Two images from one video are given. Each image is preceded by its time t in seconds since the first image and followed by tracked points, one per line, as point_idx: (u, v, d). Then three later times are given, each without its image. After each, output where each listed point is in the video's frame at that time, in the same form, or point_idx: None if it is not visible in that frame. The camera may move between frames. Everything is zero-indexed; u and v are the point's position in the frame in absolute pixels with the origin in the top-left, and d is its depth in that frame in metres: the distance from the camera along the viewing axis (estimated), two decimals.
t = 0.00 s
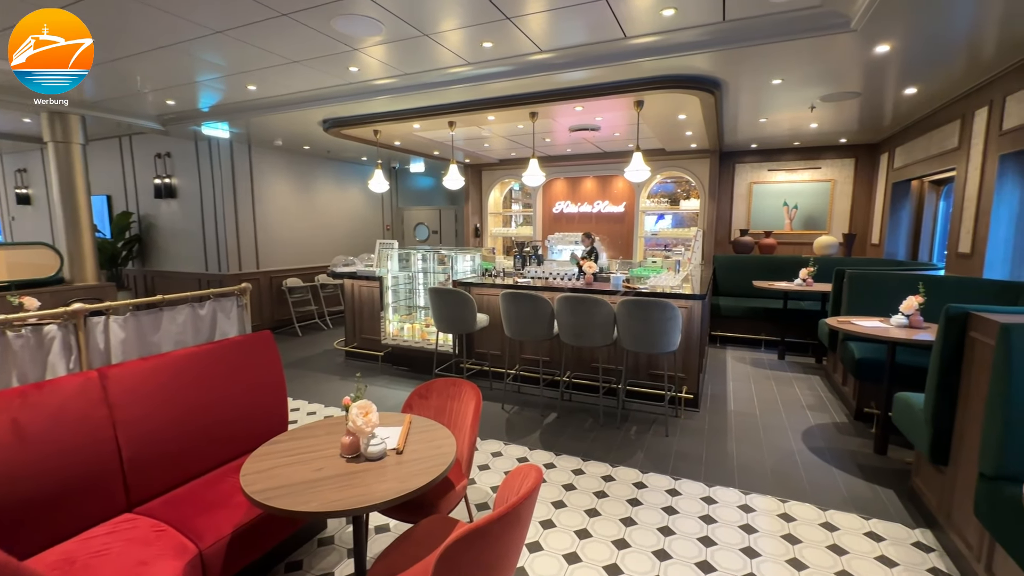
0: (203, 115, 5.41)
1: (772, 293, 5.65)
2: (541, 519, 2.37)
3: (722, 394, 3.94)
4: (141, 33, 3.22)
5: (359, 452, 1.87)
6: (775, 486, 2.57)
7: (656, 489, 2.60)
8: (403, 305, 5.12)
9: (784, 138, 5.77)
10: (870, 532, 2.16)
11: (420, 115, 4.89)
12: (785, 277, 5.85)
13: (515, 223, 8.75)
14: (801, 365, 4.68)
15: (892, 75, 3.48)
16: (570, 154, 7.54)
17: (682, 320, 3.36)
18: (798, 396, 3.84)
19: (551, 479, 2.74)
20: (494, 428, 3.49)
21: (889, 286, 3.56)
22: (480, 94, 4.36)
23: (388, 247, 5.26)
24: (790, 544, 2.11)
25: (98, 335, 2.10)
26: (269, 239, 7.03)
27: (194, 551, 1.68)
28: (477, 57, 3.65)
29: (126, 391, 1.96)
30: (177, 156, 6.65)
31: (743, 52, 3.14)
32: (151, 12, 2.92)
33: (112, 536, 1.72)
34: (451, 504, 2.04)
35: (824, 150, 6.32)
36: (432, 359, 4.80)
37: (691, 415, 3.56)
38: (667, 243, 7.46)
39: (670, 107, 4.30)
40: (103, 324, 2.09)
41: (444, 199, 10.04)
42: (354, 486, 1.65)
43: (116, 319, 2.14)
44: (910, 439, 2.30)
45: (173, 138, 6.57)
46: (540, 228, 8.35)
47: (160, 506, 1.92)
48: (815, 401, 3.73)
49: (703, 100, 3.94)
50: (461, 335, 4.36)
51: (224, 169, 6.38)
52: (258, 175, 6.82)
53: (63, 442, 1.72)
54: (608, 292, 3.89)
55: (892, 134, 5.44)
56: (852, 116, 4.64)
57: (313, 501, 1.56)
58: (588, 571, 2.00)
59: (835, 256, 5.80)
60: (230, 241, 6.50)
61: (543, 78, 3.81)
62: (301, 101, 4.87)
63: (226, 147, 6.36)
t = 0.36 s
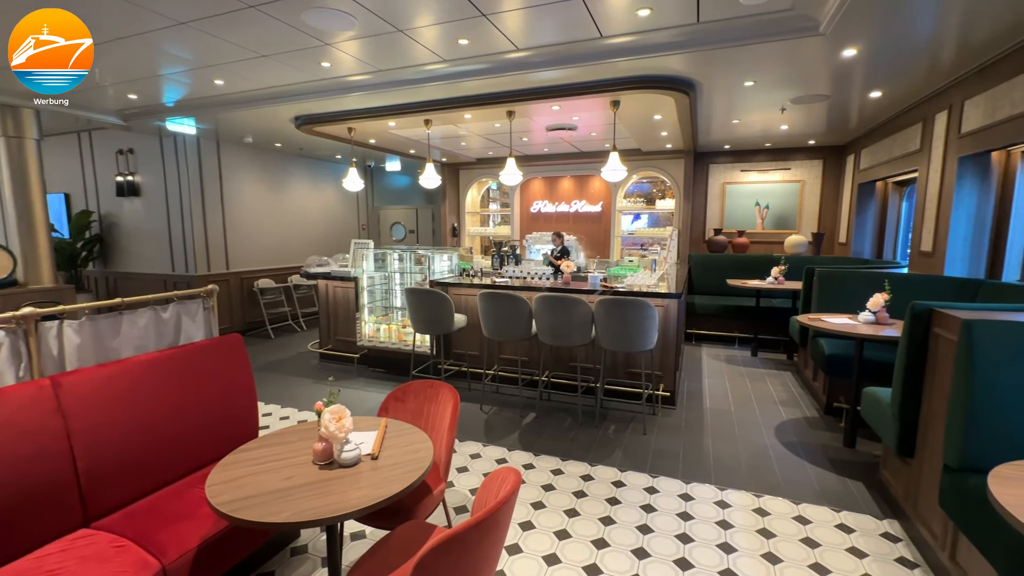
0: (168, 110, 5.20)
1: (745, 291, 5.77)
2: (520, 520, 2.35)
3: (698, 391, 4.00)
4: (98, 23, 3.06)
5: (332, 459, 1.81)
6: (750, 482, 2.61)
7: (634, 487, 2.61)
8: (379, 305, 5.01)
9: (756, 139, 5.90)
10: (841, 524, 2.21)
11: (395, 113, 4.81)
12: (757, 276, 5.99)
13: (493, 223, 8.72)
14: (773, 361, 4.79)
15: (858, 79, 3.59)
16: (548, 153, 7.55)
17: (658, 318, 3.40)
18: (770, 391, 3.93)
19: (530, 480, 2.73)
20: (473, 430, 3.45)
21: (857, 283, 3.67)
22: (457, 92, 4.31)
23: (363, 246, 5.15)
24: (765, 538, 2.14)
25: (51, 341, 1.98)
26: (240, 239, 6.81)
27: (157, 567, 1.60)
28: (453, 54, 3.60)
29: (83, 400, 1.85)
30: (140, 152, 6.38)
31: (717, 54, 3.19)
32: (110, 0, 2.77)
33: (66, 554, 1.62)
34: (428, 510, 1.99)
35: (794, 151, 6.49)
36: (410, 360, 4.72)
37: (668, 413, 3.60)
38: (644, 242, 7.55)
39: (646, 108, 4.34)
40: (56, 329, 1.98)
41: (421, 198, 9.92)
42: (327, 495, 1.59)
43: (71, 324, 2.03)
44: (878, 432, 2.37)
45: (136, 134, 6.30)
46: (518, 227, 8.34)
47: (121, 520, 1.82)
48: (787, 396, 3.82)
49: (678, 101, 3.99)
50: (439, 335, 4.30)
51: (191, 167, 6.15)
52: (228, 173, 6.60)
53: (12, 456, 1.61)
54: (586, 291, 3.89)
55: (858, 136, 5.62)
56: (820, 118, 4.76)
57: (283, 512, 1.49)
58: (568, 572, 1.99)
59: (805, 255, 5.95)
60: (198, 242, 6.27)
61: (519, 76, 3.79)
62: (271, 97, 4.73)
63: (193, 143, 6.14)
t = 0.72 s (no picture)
0: (123, 104, 4.94)
1: (715, 289, 5.90)
2: (496, 523, 2.32)
3: (671, 388, 4.06)
4: (43, 9, 2.87)
5: (300, 467, 1.74)
6: (721, 477, 2.66)
7: (609, 485, 2.61)
8: (350, 307, 4.92)
9: (724, 140, 6.03)
10: (808, 515, 2.27)
11: (366, 110, 4.70)
12: (726, 274, 6.14)
13: (467, 222, 8.65)
14: (742, 357, 4.91)
15: (820, 83, 3.71)
16: (521, 152, 7.55)
17: (631, 317, 3.43)
18: (740, 387, 4.03)
19: (505, 481, 2.70)
20: (447, 432, 3.41)
21: (820, 281, 3.79)
22: (429, 90, 4.24)
23: (333, 246, 5.02)
24: (736, 532, 2.18)
25: None
26: (203, 239, 6.55)
27: None
28: (424, 51, 3.54)
29: (28, 412, 1.72)
30: (94, 147, 6.05)
31: (686, 56, 3.24)
32: None
33: None
34: (401, 516, 1.94)
35: (760, 153, 6.68)
36: (382, 362, 4.63)
37: (642, 410, 3.64)
38: (616, 242, 7.65)
39: (618, 108, 4.37)
40: None
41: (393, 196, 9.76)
42: (293, 505, 1.52)
43: (13, 330, 1.88)
44: (842, 425, 2.44)
45: (89, 128, 5.97)
46: (492, 227, 8.31)
47: (70, 539, 1.71)
48: (755, 391, 3.92)
49: (649, 102, 4.03)
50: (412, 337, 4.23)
51: (150, 164, 5.87)
52: (190, 170, 6.33)
53: None
54: (560, 291, 3.90)
55: (820, 139, 5.82)
56: (784, 121, 4.91)
57: (246, 525, 1.42)
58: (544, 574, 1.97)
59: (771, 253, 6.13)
60: (157, 242, 5.99)
61: (492, 74, 3.76)
62: (235, 91, 4.55)
63: (151, 139, 5.86)
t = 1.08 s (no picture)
0: (71, 96, 4.66)
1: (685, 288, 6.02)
2: (470, 526, 2.29)
3: (643, 385, 4.12)
4: None
5: (264, 477, 1.67)
6: (693, 472, 2.70)
7: (583, 484, 2.62)
8: (320, 308, 4.80)
9: (693, 142, 6.16)
10: (776, 508, 2.34)
11: (334, 106, 4.58)
12: (695, 273, 6.27)
13: (439, 221, 8.56)
14: (711, 354, 5.03)
15: (783, 86, 3.83)
16: (494, 151, 7.52)
17: (604, 316, 3.45)
18: (710, 383, 4.11)
19: (480, 483, 2.67)
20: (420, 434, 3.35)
21: (784, 279, 3.91)
22: (399, 86, 4.16)
23: (301, 246, 4.88)
24: (707, 527, 2.22)
25: None
26: (162, 239, 6.26)
27: None
28: (394, 47, 3.48)
29: None
30: (40, 142, 5.70)
31: (655, 57, 3.28)
32: None
33: None
34: (373, 523, 1.89)
35: (727, 154, 6.85)
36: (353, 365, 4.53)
37: (615, 408, 3.67)
38: (589, 241, 7.72)
39: (590, 108, 4.40)
40: None
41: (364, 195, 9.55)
42: (257, 517, 1.45)
43: None
44: (807, 419, 2.51)
45: (36, 122, 5.62)
46: (465, 226, 8.25)
47: (11, 560, 1.58)
48: (724, 387, 4.01)
49: (620, 102, 4.08)
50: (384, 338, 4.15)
51: (102, 159, 5.57)
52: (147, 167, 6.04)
53: None
54: (534, 290, 3.89)
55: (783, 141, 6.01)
56: (750, 123, 5.05)
57: (206, 539, 1.35)
58: None
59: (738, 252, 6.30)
60: (112, 242, 5.68)
61: (464, 72, 3.72)
62: (194, 85, 4.36)
63: (104, 133, 5.56)
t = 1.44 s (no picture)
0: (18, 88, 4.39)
1: (658, 286, 6.12)
2: (446, 529, 2.26)
3: (618, 383, 4.16)
4: None
5: (229, 487, 1.60)
6: (667, 468, 2.74)
7: (560, 483, 2.62)
8: (290, 310, 4.66)
9: (665, 142, 6.26)
10: (746, 501, 2.39)
11: (304, 103, 4.45)
12: (668, 271, 6.38)
13: (414, 221, 8.45)
14: (684, 351, 5.12)
15: (750, 89, 3.93)
16: (468, 150, 7.47)
17: (579, 315, 3.46)
18: (682, 380, 4.19)
19: (456, 485, 2.64)
20: (395, 437, 3.29)
21: (753, 277, 4.02)
22: (371, 83, 4.08)
23: (269, 246, 4.73)
24: (681, 522, 2.25)
25: None
26: (121, 238, 5.97)
27: None
28: (366, 42, 3.40)
29: None
30: None
31: (627, 57, 3.31)
32: None
33: None
34: (345, 531, 1.84)
35: (698, 155, 7.00)
36: (325, 367, 4.42)
37: (590, 407, 3.69)
38: (564, 240, 7.75)
39: (565, 107, 4.41)
40: None
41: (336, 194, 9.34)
42: (222, 529, 1.39)
43: None
44: (776, 414, 2.58)
45: None
46: (440, 225, 8.17)
47: None
48: (696, 383, 4.09)
49: (594, 102, 4.10)
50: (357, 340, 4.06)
51: (54, 155, 5.26)
52: (104, 163, 5.74)
53: None
54: (509, 290, 3.88)
55: (751, 143, 6.18)
56: (719, 124, 5.16)
57: (167, 555, 1.28)
58: None
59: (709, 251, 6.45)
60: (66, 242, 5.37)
61: (438, 69, 3.67)
62: (154, 78, 4.16)
63: (55, 127, 5.25)
